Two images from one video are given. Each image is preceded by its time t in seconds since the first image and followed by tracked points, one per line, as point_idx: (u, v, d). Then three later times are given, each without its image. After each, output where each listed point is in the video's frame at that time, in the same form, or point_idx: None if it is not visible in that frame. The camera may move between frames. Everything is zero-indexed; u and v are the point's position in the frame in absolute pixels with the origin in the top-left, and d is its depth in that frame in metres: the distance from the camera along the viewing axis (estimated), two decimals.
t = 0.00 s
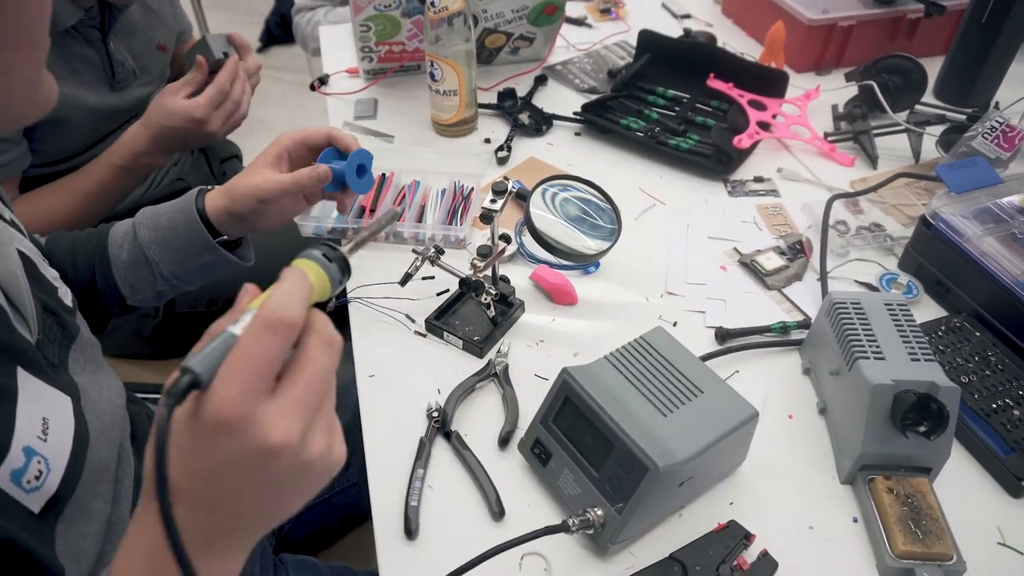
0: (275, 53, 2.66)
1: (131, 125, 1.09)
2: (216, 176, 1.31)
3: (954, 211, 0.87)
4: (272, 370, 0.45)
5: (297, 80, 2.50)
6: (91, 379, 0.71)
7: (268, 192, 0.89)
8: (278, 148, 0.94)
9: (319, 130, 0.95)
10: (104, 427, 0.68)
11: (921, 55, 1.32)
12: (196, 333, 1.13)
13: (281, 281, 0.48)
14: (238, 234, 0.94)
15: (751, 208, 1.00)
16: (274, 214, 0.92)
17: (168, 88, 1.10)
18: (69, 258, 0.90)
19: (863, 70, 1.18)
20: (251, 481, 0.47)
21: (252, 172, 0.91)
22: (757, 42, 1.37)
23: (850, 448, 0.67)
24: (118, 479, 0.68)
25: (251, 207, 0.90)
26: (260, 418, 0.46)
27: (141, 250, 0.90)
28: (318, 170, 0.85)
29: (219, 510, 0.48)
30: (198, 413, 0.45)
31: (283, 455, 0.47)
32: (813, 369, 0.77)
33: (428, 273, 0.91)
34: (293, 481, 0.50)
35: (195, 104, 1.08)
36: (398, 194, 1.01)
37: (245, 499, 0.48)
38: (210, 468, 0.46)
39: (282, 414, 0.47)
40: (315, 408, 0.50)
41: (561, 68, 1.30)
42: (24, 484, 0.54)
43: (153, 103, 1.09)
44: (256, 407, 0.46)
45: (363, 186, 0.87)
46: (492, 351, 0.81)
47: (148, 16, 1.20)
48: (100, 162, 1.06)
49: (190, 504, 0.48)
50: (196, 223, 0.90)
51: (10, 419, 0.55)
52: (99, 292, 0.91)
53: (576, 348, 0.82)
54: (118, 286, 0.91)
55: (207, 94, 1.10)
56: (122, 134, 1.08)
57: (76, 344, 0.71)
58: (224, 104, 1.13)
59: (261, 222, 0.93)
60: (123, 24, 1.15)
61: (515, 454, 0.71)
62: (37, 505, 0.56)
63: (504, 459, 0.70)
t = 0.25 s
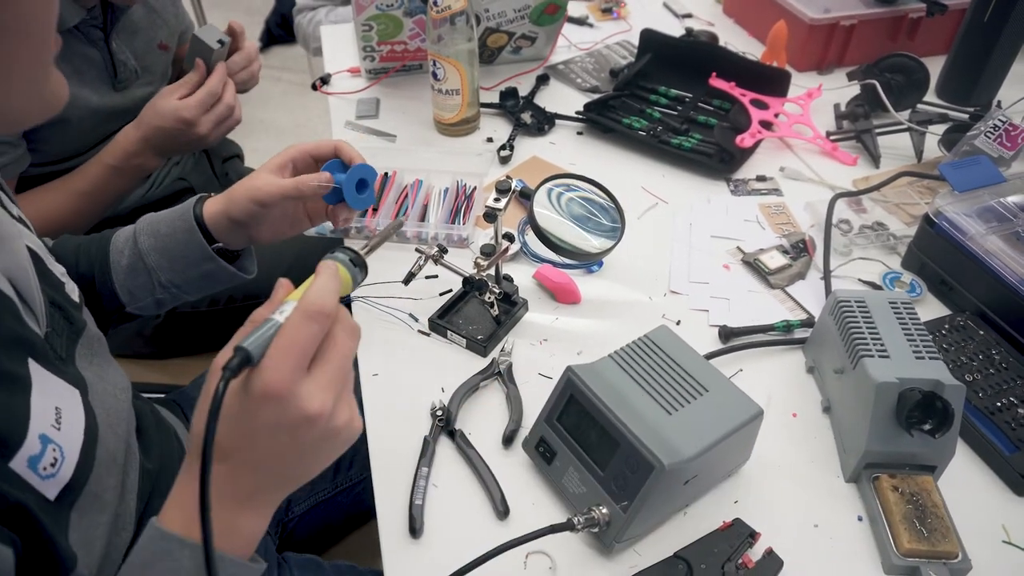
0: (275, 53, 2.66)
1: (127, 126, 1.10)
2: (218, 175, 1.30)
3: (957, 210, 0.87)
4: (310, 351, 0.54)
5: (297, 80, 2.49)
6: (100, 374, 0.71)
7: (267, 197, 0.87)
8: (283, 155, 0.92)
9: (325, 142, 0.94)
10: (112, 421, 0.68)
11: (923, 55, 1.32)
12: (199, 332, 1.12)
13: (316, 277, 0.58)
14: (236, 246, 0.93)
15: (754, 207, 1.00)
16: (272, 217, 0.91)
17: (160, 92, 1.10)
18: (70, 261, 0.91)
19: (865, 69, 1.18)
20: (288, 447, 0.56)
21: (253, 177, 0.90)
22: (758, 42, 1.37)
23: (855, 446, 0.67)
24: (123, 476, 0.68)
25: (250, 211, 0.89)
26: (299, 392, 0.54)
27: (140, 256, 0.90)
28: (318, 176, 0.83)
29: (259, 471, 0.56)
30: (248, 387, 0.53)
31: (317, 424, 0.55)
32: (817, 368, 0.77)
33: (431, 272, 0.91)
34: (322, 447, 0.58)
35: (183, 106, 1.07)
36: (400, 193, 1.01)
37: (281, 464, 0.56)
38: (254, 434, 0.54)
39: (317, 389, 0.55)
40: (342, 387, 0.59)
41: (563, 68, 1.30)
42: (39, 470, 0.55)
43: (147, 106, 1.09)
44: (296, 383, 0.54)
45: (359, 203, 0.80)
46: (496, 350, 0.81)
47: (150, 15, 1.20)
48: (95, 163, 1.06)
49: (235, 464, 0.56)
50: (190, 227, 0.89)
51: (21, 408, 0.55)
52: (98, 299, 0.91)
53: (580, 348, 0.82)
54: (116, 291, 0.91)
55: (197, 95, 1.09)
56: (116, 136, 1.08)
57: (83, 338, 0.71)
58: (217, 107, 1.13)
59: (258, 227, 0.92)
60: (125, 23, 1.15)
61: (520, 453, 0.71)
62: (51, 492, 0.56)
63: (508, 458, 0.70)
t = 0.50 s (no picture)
0: (275, 53, 2.66)
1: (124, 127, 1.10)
2: (220, 175, 1.30)
3: (959, 209, 0.87)
4: (333, 337, 0.56)
5: (297, 80, 2.49)
6: (105, 373, 0.71)
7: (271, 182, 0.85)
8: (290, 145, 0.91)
9: (332, 134, 0.93)
10: (120, 417, 0.68)
11: (923, 55, 1.32)
12: (201, 331, 1.12)
13: (336, 267, 0.60)
14: (238, 240, 0.93)
15: (755, 207, 1.00)
16: (275, 205, 0.90)
17: (158, 91, 1.10)
18: (76, 259, 0.91)
19: (865, 69, 1.18)
20: (314, 429, 0.58)
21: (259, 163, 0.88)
22: (759, 42, 1.37)
23: (857, 445, 0.67)
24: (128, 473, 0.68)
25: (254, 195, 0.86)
26: (324, 376, 0.56)
27: (147, 253, 0.90)
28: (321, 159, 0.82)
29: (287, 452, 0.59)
30: (275, 373, 0.55)
31: (342, 408, 0.57)
32: (819, 367, 0.77)
33: (433, 271, 0.91)
34: (346, 431, 0.60)
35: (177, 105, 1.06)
36: (402, 193, 1.01)
37: (308, 444, 0.59)
38: (283, 416, 0.57)
39: (341, 374, 0.57)
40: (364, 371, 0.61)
41: (564, 67, 1.30)
42: (50, 460, 0.55)
43: (145, 105, 1.09)
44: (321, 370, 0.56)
45: (342, 199, 0.75)
46: (498, 350, 0.81)
47: (151, 15, 1.20)
48: (93, 162, 1.06)
49: (266, 445, 0.59)
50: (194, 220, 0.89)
51: (32, 399, 0.55)
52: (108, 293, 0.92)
53: (582, 347, 0.82)
54: (124, 288, 0.92)
55: (190, 96, 1.09)
56: (112, 138, 1.09)
57: (90, 334, 0.71)
58: (212, 108, 1.12)
59: (261, 215, 0.91)
60: (126, 23, 1.15)
61: (522, 453, 0.71)
62: (62, 482, 0.56)
63: (511, 458, 0.70)
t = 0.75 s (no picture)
0: (276, 55, 2.66)
1: (120, 134, 1.11)
2: (222, 178, 1.30)
3: (957, 212, 0.88)
4: (361, 364, 0.61)
5: (297, 82, 2.50)
6: (111, 379, 0.71)
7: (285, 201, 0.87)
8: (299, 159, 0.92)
9: (338, 146, 0.94)
10: (126, 423, 0.69)
11: (922, 57, 1.32)
12: (204, 333, 1.13)
13: (361, 296, 0.64)
14: (245, 254, 0.92)
15: (755, 209, 1.01)
16: (286, 220, 0.91)
17: (153, 94, 1.11)
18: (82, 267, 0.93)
19: (865, 71, 1.19)
20: (339, 447, 0.62)
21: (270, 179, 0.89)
22: (759, 44, 1.38)
23: (857, 446, 0.67)
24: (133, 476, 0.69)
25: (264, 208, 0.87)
26: (353, 399, 0.60)
27: (153, 266, 0.91)
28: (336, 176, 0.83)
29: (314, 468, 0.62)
30: (307, 397, 0.59)
31: (368, 426, 0.62)
32: (819, 369, 0.77)
33: (435, 274, 0.91)
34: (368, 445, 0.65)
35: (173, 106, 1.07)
36: (404, 195, 1.01)
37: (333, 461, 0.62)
38: (313, 436, 0.60)
39: (366, 396, 0.62)
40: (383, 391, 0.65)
41: (564, 70, 1.30)
42: (66, 468, 0.55)
43: (141, 112, 1.10)
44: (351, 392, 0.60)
45: (352, 220, 0.79)
46: (500, 352, 0.82)
47: (153, 19, 1.21)
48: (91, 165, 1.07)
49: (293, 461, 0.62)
50: (200, 231, 0.89)
51: (48, 408, 0.55)
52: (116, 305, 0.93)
53: (583, 350, 0.82)
54: (130, 298, 0.93)
55: (184, 98, 1.09)
56: (109, 145, 1.10)
57: (99, 342, 0.72)
58: (209, 110, 1.13)
59: (270, 228, 0.91)
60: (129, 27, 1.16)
61: (524, 454, 0.71)
62: (77, 491, 0.56)
63: (513, 459, 0.71)
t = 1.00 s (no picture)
0: (276, 57, 2.67)
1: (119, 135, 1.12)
2: (222, 179, 1.30)
3: (957, 213, 0.88)
4: (382, 380, 0.65)
5: (297, 84, 2.50)
6: (134, 382, 0.71)
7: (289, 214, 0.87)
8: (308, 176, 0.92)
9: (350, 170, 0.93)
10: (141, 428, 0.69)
11: (921, 58, 1.33)
12: (204, 334, 1.13)
13: (381, 319, 0.68)
14: (244, 263, 0.93)
15: (755, 211, 1.01)
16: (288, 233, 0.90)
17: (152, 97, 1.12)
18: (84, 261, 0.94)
19: (863, 73, 1.19)
20: (365, 457, 0.65)
21: (278, 193, 0.89)
22: (758, 46, 1.38)
23: (855, 446, 0.67)
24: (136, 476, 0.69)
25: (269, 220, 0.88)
26: (377, 413, 0.64)
27: (154, 271, 0.91)
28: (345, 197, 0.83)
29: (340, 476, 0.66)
30: (337, 413, 0.64)
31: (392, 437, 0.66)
32: (818, 369, 0.77)
33: (435, 275, 0.92)
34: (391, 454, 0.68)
35: (171, 107, 1.07)
36: (404, 196, 1.01)
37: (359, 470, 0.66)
38: (341, 448, 0.64)
39: (389, 408, 0.66)
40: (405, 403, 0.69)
41: (564, 72, 1.31)
42: (106, 470, 0.57)
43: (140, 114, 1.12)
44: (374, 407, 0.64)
45: (370, 234, 0.80)
46: (499, 353, 0.82)
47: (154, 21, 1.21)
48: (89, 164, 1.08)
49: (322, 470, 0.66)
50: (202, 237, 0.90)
51: (90, 410, 0.56)
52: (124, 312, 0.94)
53: (582, 350, 0.82)
54: (129, 303, 0.92)
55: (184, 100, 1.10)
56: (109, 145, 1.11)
57: (125, 346, 0.72)
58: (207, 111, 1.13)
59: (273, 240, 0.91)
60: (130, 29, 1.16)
61: (524, 455, 0.71)
62: (114, 490, 0.58)
63: (513, 460, 0.71)
